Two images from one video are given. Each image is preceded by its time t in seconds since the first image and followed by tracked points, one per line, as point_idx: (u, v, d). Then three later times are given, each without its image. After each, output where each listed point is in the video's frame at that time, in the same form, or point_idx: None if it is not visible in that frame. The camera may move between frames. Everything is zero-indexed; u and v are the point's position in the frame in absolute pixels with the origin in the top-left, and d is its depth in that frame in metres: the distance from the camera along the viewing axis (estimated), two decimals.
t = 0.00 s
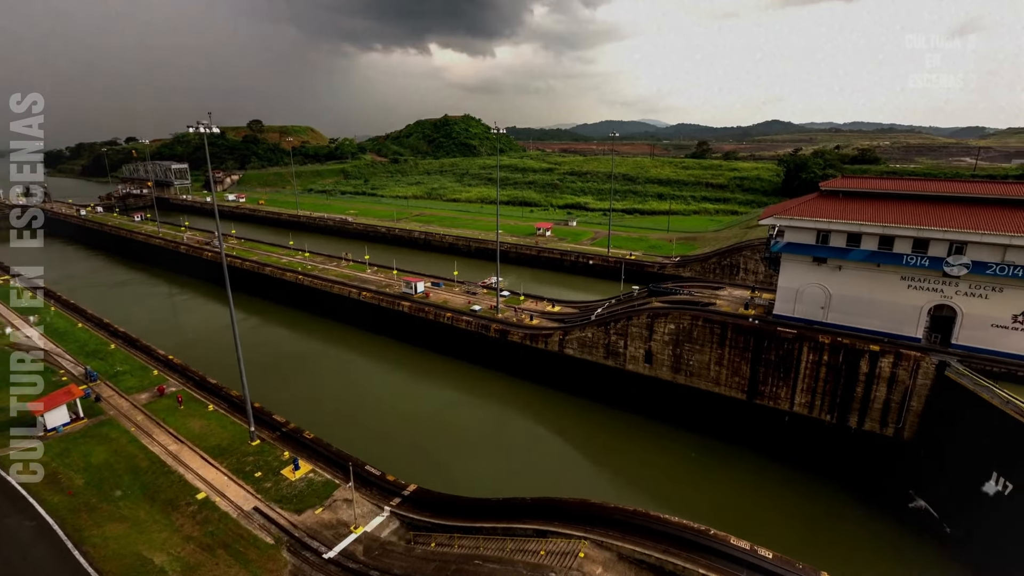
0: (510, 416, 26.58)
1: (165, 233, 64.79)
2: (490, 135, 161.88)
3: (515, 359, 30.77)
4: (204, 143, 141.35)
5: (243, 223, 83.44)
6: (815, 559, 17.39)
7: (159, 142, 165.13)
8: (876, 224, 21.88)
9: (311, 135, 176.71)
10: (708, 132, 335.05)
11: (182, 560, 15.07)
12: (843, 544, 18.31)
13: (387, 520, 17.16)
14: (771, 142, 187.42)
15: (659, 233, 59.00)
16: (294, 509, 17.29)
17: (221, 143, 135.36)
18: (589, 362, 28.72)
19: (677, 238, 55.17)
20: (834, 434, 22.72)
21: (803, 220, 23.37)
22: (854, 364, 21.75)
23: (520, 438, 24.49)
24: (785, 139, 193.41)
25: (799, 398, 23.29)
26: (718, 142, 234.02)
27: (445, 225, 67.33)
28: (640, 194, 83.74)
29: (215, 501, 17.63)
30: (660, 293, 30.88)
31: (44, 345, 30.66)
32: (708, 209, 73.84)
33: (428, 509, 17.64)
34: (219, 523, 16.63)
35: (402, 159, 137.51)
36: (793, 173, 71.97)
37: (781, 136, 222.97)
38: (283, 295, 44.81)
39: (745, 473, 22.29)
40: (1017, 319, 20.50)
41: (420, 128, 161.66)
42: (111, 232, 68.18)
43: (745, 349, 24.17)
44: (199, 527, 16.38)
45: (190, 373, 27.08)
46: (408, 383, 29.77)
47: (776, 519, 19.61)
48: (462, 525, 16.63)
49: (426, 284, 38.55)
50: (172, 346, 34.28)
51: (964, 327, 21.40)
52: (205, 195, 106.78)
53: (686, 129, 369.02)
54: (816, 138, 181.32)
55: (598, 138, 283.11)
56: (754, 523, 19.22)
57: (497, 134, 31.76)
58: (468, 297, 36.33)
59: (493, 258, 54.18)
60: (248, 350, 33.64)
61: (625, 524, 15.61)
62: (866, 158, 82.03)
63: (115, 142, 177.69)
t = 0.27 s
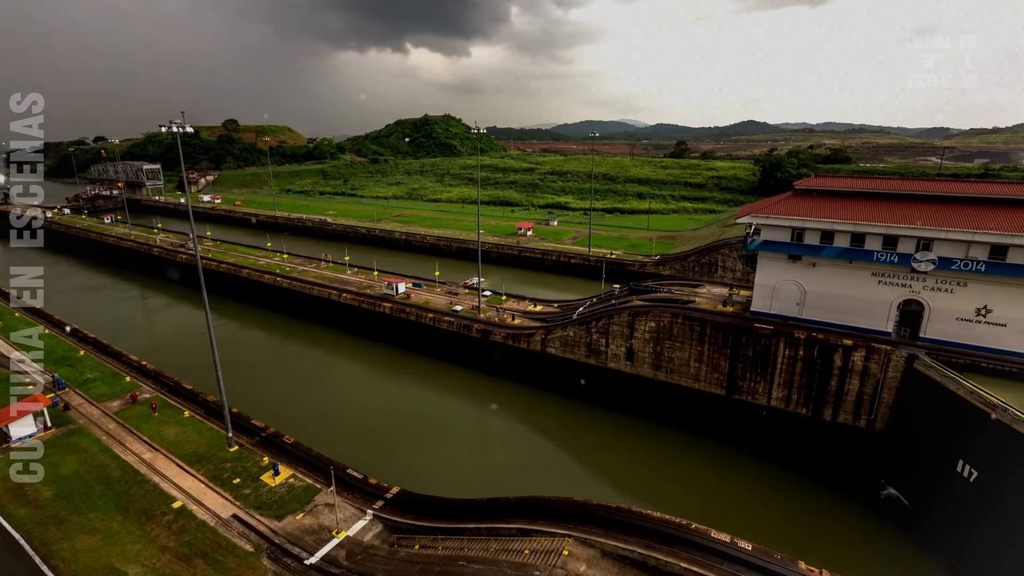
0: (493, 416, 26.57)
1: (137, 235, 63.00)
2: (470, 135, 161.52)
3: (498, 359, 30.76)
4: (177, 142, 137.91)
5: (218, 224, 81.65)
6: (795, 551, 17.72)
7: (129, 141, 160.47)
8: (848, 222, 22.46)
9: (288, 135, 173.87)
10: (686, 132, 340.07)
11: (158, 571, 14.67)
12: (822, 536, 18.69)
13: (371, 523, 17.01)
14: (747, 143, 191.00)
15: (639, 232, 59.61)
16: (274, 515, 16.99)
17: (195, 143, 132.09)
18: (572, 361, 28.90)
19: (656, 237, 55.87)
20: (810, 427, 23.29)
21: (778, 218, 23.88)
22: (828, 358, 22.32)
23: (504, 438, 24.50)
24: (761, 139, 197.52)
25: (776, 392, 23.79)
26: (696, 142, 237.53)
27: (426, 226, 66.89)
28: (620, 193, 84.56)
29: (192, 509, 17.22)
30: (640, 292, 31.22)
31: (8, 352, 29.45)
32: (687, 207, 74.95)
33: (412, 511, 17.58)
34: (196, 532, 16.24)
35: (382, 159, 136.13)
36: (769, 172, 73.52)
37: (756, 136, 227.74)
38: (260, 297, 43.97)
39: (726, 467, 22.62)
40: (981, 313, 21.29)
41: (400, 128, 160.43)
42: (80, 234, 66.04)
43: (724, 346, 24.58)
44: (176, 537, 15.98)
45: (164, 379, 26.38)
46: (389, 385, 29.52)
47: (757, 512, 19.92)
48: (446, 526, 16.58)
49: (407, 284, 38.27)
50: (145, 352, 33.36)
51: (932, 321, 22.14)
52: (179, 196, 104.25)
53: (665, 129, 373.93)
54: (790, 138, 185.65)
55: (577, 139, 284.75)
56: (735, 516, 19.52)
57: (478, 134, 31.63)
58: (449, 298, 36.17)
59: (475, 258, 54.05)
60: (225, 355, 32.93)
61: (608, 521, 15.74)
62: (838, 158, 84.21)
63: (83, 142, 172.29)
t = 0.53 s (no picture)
0: (476, 416, 26.49)
1: (107, 237, 61.15)
2: (451, 135, 160.83)
3: (481, 359, 30.69)
4: (149, 142, 134.25)
5: (192, 226, 79.75)
6: (773, 543, 18.06)
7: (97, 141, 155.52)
8: (821, 220, 23.01)
9: (265, 135, 170.68)
10: (664, 132, 344.39)
11: None
12: (801, 526, 19.07)
13: (353, 527, 16.84)
14: (724, 142, 194.23)
15: (620, 231, 60.13)
16: (253, 522, 16.68)
17: (167, 143, 128.76)
18: (554, 360, 29.03)
19: (636, 235, 56.45)
20: (787, 420, 23.84)
21: (755, 216, 24.35)
22: (804, 353, 22.87)
23: (487, 438, 24.46)
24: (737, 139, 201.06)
25: (754, 387, 24.28)
26: (675, 142, 240.19)
27: (406, 226, 66.37)
28: (600, 193, 85.20)
29: (168, 519, 16.79)
30: (621, 290, 31.54)
31: None
32: (666, 207, 75.87)
33: (394, 514, 17.46)
34: (173, 541, 15.84)
35: (361, 159, 134.60)
36: (745, 171, 74.93)
37: (733, 136, 231.86)
38: (237, 300, 43.09)
39: (707, 461, 22.94)
40: (946, 307, 22.06)
41: (379, 127, 158.88)
42: (46, 237, 63.78)
43: (703, 343, 24.98)
44: (151, 547, 15.56)
45: (137, 386, 25.65)
46: (371, 387, 29.21)
47: (738, 504, 20.26)
48: (430, 529, 16.48)
49: (388, 285, 37.93)
50: (117, 358, 32.41)
51: (901, 315, 22.85)
52: (151, 197, 101.45)
53: (644, 129, 377.97)
54: (765, 138, 189.67)
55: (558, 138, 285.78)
56: (715, 509, 19.83)
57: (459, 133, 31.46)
58: (431, 299, 35.97)
59: (456, 258, 53.85)
60: (200, 359, 32.18)
61: (591, 519, 15.83)
62: (811, 157, 86.22)
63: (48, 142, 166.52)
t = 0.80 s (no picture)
0: (455, 417, 26.41)
1: (69, 241, 58.89)
2: (428, 134, 159.73)
3: (461, 359, 30.55)
4: (113, 142, 129.72)
5: (161, 229, 77.42)
6: (749, 534, 18.47)
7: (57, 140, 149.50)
8: (792, 218, 23.62)
9: (237, 134, 166.69)
10: (640, 132, 348.67)
11: None
12: (775, 516, 19.51)
13: (332, 533, 16.60)
14: (698, 142, 197.67)
15: (597, 230, 60.66)
16: (228, 532, 16.28)
17: (133, 142, 124.68)
18: (533, 360, 29.11)
19: (614, 234, 57.02)
20: (761, 413, 24.42)
21: (728, 215, 24.85)
22: (776, 347, 23.45)
23: (466, 438, 24.44)
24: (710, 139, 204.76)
25: (729, 382, 24.78)
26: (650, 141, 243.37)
27: (383, 227, 65.67)
28: (577, 192, 85.79)
29: (138, 531, 16.26)
30: (599, 289, 31.81)
31: None
32: (642, 206, 76.83)
33: (374, 518, 17.28)
34: (143, 554, 15.34)
35: (337, 159, 132.58)
36: (718, 170, 76.50)
37: (706, 136, 236.15)
38: (209, 304, 41.97)
39: (684, 455, 23.26)
40: (910, 300, 22.91)
41: (355, 127, 156.78)
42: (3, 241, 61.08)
43: (680, 339, 25.38)
44: (121, 560, 15.05)
45: (103, 395, 24.74)
46: (348, 390, 28.83)
47: (715, 497, 20.64)
48: (411, 531, 16.34)
49: (365, 287, 37.47)
50: (83, 366, 31.26)
51: (868, 309, 23.65)
52: (116, 199, 98.06)
53: (620, 129, 382.06)
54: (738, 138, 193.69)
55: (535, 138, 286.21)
56: (693, 503, 20.17)
57: (435, 133, 31.23)
58: (409, 300, 35.68)
59: (434, 259, 53.51)
60: (171, 366, 31.25)
61: (573, 516, 15.90)
62: (781, 157, 88.52)
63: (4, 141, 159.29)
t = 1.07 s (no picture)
0: (439, 418, 26.31)
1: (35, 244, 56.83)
2: (408, 134, 158.56)
3: (443, 360, 30.42)
4: (81, 141, 125.55)
5: (132, 231, 75.27)
6: (729, 526, 18.78)
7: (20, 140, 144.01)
8: (768, 217, 24.09)
9: (211, 134, 162.95)
10: (620, 132, 351.87)
11: None
12: (754, 507, 19.85)
13: (313, 538, 16.37)
14: (676, 142, 200.37)
15: (578, 229, 61.01)
16: (205, 541, 15.90)
17: (102, 142, 120.96)
18: (516, 359, 29.13)
19: (594, 234, 57.42)
20: (740, 408, 24.88)
21: (706, 214, 25.23)
22: (753, 343, 23.91)
23: (450, 439, 24.37)
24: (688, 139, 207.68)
25: (709, 378, 25.18)
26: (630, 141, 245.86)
27: (363, 228, 64.96)
28: (558, 192, 86.16)
29: (110, 543, 15.76)
30: (581, 288, 32.00)
31: None
32: (622, 205, 77.55)
33: (357, 522, 17.11)
34: (116, 566, 14.88)
35: (315, 159, 130.65)
36: (696, 170, 77.67)
37: (685, 136, 239.51)
38: (183, 308, 40.93)
39: (666, 451, 23.55)
40: (880, 296, 23.61)
41: (333, 127, 154.72)
42: None
43: (660, 337, 25.68)
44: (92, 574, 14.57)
45: (73, 404, 23.90)
46: (329, 393, 28.44)
47: (696, 491, 20.92)
48: (394, 534, 16.22)
49: (345, 289, 37.00)
50: (51, 373, 30.20)
51: (841, 305, 24.29)
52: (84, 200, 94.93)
53: (600, 129, 384.94)
54: (715, 138, 196.97)
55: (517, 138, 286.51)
56: (675, 498, 20.42)
57: (415, 132, 30.98)
58: (390, 301, 35.36)
59: (415, 259, 53.15)
60: (144, 372, 30.42)
61: (557, 514, 15.95)
62: (757, 157, 90.26)
63: None
